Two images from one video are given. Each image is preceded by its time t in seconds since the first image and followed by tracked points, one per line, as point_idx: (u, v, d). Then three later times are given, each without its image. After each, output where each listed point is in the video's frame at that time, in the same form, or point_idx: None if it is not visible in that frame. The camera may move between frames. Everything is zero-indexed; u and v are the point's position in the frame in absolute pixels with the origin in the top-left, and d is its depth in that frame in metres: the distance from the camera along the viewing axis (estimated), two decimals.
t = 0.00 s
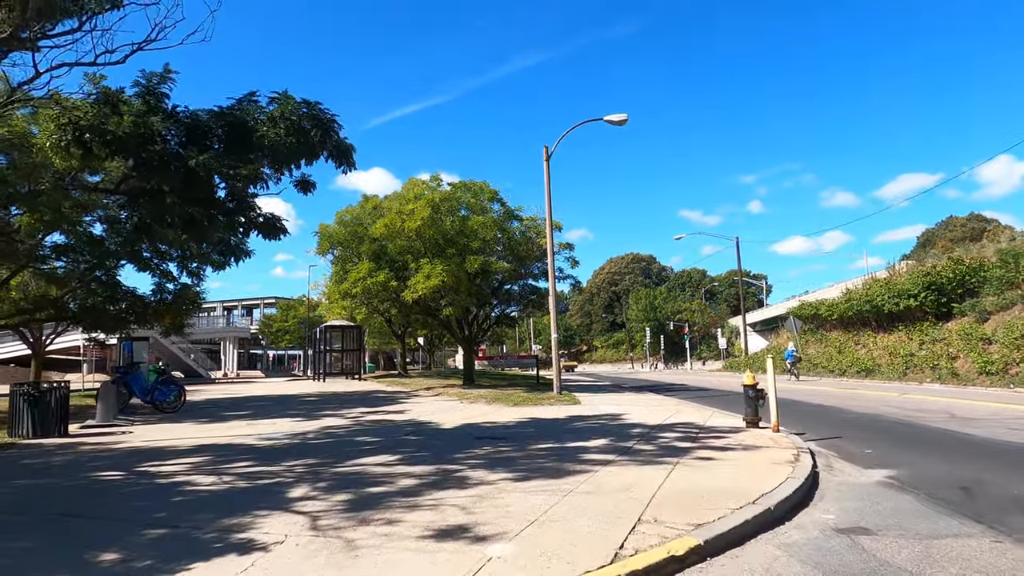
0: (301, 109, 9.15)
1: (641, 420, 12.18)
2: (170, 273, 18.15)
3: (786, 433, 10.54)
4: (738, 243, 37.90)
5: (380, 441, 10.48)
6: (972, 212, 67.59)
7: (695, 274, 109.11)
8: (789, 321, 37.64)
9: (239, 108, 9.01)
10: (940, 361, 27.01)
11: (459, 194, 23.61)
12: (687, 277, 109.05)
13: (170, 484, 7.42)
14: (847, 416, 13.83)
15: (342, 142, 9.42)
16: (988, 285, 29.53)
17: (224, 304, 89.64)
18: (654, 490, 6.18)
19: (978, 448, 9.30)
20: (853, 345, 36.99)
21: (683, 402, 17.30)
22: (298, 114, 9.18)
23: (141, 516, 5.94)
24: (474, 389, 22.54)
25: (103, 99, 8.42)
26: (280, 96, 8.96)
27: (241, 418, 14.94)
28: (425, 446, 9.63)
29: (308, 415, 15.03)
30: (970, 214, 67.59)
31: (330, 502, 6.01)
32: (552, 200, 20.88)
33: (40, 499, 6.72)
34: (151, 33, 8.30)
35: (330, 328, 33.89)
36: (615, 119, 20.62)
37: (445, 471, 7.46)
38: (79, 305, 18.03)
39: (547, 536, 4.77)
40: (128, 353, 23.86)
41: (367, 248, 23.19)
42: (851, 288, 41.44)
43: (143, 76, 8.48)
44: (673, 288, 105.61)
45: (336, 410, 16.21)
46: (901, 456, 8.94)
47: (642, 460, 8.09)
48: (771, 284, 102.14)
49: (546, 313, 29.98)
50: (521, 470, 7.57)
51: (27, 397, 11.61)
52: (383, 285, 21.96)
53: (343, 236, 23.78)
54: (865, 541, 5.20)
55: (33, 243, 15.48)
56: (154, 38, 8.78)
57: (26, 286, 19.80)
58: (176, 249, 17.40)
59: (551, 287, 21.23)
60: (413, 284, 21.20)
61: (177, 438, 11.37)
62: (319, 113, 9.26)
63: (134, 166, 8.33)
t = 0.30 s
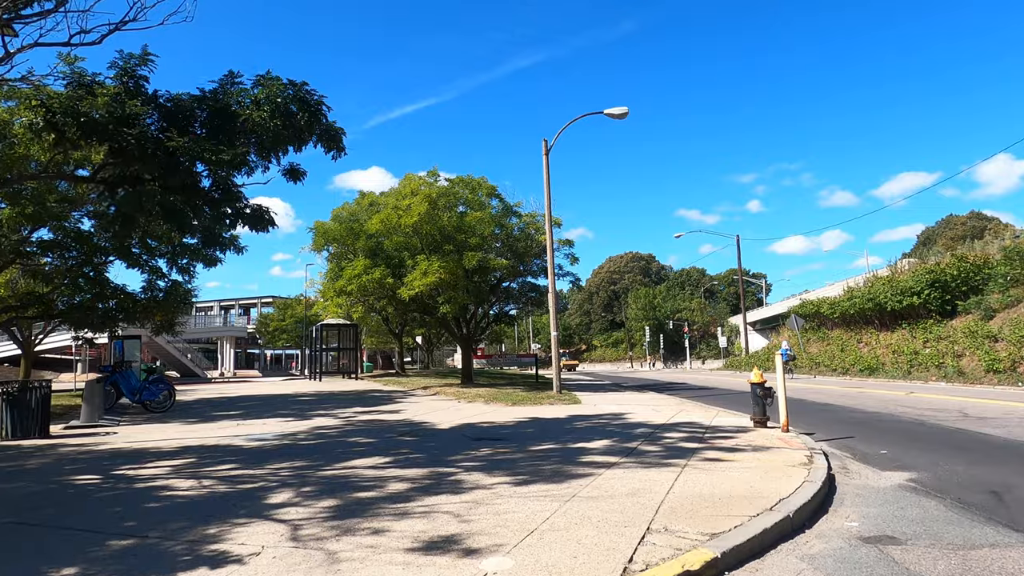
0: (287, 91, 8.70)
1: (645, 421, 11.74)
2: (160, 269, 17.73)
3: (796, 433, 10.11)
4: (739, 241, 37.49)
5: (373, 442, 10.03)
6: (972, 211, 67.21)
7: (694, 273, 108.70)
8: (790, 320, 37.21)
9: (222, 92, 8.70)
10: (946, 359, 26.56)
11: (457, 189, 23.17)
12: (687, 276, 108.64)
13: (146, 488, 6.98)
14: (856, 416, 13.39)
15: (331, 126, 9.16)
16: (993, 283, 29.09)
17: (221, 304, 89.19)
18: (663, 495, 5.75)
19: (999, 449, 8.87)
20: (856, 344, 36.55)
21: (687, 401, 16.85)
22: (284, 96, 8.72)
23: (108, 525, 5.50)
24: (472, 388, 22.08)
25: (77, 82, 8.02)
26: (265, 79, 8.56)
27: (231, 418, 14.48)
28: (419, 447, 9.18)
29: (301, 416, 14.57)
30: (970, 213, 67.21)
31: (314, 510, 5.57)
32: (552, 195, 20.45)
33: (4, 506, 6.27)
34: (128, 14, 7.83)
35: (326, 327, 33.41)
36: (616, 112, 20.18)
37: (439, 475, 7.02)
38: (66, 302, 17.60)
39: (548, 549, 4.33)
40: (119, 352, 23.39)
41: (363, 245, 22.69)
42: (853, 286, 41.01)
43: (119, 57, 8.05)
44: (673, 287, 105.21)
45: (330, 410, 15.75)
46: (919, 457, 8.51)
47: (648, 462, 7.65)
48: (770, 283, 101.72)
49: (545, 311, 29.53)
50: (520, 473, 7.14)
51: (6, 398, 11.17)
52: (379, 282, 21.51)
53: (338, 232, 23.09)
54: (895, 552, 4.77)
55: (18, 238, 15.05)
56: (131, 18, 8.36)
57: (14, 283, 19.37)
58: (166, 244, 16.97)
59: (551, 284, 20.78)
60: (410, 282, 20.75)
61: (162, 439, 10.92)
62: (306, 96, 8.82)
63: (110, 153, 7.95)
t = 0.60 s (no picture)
0: (278, 81, 8.37)
1: (653, 425, 11.32)
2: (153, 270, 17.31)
3: (812, 438, 9.69)
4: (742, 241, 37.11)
5: (371, 448, 9.61)
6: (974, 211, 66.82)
7: (695, 274, 108.28)
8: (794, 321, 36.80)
9: (210, 81, 8.30)
10: (954, 360, 26.14)
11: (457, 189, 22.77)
12: (687, 277, 108.23)
13: (128, 500, 6.56)
14: (870, 419, 12.97)
15: (326, 118, 8.75)
16: (1000, 282, 28.68)
17: (220, 305, 88.72)
18: (682, 510, 5.33)
19: None
20: (861, 345, 36.13)
21: (694, 404, 16.43)
22: (275, 86, 8.39)
23: (82, 544, 5.08)
24: (473, 391, 21.65)
25: (57, 70, 7.62)
26: (255, 68, 8.21)
27: (225, 423, 14.06)
28: (418, 454, 8.76)
29: (297, 421, 14.13)
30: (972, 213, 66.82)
31: (304, 527, 5.14)
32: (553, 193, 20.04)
33: None
34: None
35: (325, 328, 32.97)
36: (619, 109, 19.78)
37: (440, 486, 6.61)
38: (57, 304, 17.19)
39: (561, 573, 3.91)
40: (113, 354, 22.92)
41: (362, 244, 22.26)
42: (857, 286, 40.60)
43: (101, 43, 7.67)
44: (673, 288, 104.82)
45: (328, 414, 15.33)
46: (944, 465, 8.09)
47: (661, 471, 7.24)
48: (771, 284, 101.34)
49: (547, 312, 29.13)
50: (526, 483, 6.73)
51: None
52: (378, 283, 21.09)
53: (336, 232, 22.58)
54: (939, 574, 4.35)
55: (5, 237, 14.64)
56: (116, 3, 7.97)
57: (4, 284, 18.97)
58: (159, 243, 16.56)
59: (553, 285, 20.38)
60: (410, 282, 20.35)
61: (151, 445, 10.49)
62: (298, 86, 8.49)
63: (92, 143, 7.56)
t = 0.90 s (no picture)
0: (273, 67, 7.99)
1: (664, 429, 10.90)
2: (149, 269, 16.93)
3: (832, 443, 9.27)
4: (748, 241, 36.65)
5: (370, 454, 9.20)
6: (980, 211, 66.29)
7: (698, 274, 107.75)
8: (801, 321, 36.35)
9: (203, 70, 7.84)
10: (966, 361, 25.67)
11: (460, 187, 22.37)
12: (690, 278, 107.74)
13: (112, 510, 6.15)
14: (887, 422, 12.53)
15: (323, 108, 8.44)
16: (1012, 282, 28.20)
17: (221, 306, 88.36)
18: (707, 523, 4.92)
19: None
20: (868, 346, 35.63)
21: (703, 407, 15.98)
22: (270, 73, 8.01)
23: (55, 562, 4.67)
24: (475, 393, 21.22)
25: (38, 56, 7.23)
26: (249, 53, 7.81)
27: (221, 426, 13.65)
28: (421, 461, 8.34)
29: (296, 423, 13.72)
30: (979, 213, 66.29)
31: (298, 543, 4.73)
32: (558, 191, 19.61)
33: None
34: None
35: (326, 329, 32.57)
36: (626, 105, 19.38)
37: (444, 496, 6.20)
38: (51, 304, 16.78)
39: None
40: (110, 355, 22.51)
41: (363, 243, 21.86)
42: (864, 286, 40.11)
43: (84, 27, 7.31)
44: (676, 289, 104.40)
45: (328, 417, 14.91)
46: (976, 472, 7.66)
47: (679, 479, 6.81)
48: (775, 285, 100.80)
49: (550, 313, 28.70)
50: (535, 492, 6.31)
51: None
52: (379, 282, 20.68)
53: (337, 230, 22.16)
54: None
55: None
56: None
57: None
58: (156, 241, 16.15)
59: (557, 284, 19.96)
60: (411, 281, 19.96)
61: (142, 450, 10.09)
62: (293, 73, 8.12)
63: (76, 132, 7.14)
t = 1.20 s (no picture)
0: (264, 50, 7.52)
1: (673, 430, 10.49)
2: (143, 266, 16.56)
3: (850, 445, 8.85)
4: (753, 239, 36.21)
5: (367, 456, 8.79)
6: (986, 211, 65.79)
7: (700, 274, 107.29)
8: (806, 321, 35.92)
9: (191, 52, 7.37)
10: (977, 361, 25.22)
11: (461, 183, 21.97)
12: (693, 278, 107.27)
13: (88, 516, 5.75)
14: (903, 423, 12.12)
15: (316, 93, 8.03)
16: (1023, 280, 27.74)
17: (222, 306, 88.03)
18: (729, 534, 4.52)
19: None
20: (875, 346, 35.19)
21: (710, 407, 15.55)
22: (261, 56, 7.53)
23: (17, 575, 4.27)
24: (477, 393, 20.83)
25: (15, 35, 6.79)
26: (238, 35, 7.33)
27: (215, 427, 13.26)
28: (419, 464, 7.93)
29: (292, 424, 13.32)
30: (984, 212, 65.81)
31: (282, 555, 4.32)
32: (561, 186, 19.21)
33: None
34: None
35: (325, 328, 32.20)
36: (630, 99, 18.97)
37: (443, 501, 5.79)
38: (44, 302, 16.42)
39: None
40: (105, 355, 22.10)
41: (362, 240, 21.47)
42: (870, 285, 39.67)
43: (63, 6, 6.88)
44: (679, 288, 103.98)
45: (325, 417, 14.52)
46: (1006, 476, 7.24)
47: (693, 483, 6.39)
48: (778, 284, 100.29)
49: (553, 312, 28.32)
50: (540, 497, 5.89)
51: None
52: (378, 280, 20.29)
53: (336, 228, 21.76)
54: None
55: None
56: None
57: None
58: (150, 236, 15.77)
59: (561, 282, 19.56)
60: (411, 279, 19.58)
61: (130, 452, 9.69)
62: (286, 56, 7.63)
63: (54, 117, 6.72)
